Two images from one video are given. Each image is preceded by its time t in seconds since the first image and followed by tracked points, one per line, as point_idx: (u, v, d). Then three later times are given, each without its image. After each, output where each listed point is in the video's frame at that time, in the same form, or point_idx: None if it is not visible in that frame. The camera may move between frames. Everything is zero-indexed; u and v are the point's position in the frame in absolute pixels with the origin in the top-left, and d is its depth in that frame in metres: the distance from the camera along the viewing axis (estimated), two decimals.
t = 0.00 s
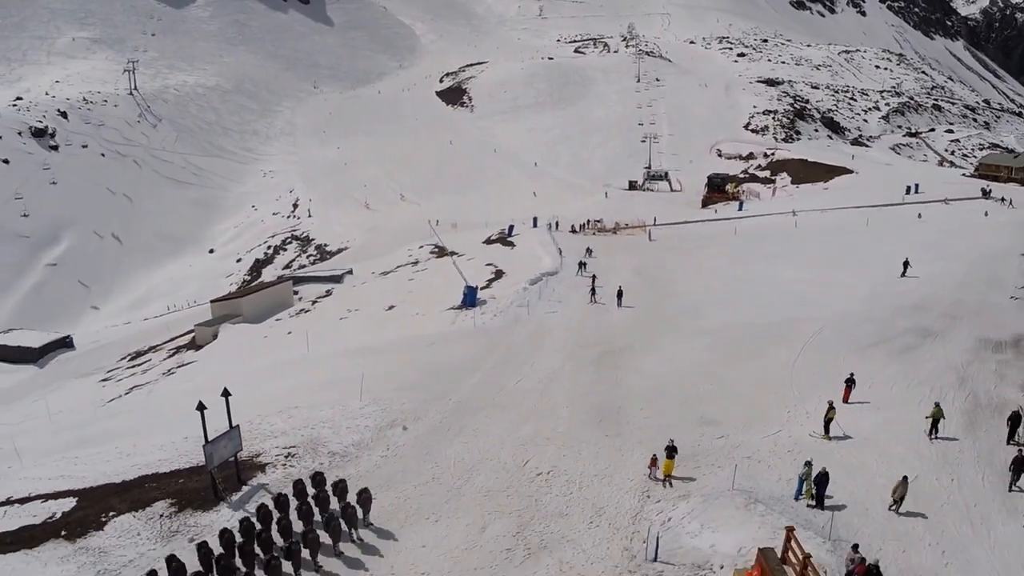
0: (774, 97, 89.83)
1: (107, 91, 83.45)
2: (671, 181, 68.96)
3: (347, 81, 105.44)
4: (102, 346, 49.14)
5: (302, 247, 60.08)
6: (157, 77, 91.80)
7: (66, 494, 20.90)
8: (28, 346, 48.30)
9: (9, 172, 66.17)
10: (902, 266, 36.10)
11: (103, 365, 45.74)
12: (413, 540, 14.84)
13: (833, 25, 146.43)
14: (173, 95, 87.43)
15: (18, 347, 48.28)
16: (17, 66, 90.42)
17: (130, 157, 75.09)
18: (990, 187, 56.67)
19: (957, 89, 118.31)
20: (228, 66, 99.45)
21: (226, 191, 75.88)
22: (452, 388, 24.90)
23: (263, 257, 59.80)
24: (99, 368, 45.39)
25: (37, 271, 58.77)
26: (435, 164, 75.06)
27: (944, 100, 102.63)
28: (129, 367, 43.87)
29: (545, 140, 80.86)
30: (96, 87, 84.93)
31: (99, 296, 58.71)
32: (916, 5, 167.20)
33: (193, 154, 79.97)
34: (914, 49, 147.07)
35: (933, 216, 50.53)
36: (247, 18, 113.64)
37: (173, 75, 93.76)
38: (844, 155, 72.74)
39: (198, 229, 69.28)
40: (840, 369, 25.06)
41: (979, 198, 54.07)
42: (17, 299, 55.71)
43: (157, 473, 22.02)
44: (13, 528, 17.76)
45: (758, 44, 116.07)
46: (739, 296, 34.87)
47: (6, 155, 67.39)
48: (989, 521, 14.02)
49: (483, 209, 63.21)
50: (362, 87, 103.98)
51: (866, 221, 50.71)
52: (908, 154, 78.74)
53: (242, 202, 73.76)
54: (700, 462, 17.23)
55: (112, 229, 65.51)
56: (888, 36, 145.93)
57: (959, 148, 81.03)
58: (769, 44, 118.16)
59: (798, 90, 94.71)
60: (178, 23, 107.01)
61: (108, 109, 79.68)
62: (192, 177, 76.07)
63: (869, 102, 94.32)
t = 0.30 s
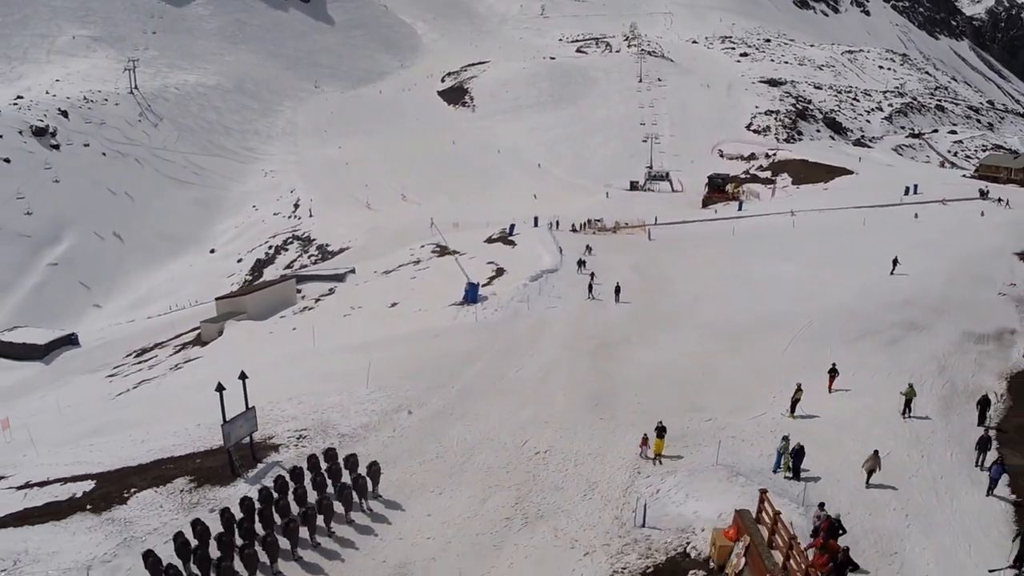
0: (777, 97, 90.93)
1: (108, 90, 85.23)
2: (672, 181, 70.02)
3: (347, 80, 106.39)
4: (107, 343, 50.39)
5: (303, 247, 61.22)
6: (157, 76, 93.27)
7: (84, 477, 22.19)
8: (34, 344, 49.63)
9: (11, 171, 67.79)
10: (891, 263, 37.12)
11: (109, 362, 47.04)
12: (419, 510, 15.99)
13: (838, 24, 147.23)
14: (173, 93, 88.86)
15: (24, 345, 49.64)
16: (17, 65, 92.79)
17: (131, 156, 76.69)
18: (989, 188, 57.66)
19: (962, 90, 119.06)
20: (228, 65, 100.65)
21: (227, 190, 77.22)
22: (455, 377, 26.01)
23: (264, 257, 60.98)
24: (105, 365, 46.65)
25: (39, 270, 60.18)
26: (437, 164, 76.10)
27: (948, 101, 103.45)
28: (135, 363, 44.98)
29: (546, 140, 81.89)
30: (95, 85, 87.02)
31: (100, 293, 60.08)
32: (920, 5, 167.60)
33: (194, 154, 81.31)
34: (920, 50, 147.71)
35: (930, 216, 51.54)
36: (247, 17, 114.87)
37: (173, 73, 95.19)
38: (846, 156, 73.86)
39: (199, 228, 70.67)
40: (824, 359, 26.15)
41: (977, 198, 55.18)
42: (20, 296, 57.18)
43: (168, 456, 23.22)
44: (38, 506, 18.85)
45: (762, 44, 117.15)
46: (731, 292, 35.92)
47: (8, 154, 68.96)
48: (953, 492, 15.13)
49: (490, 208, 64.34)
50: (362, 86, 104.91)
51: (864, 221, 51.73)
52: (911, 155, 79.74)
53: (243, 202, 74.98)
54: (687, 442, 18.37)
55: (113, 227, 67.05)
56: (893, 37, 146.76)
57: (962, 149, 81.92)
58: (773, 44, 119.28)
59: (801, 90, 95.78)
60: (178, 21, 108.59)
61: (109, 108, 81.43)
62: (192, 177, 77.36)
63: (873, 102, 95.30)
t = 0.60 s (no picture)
0: (777, 97, 92.10)
1: (108, 90, 86.65)
2: (671, 181, 71.04)
3: (347, 80, 107.39)
4: (112, 340, 51.46)
5: (304, 246, 62.33)
6: (157, 76, 94.60)
7: (99, 461, 23.25)
8: (40, 340, 50.69)
9: (14, 169, 69.11)
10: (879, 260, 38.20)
11: (114, 358, 48.12)
12: (423, 484, 17.19)
13: (840, 25, 148.35)
14: (173, 93, 90.16)
15: (30, 341, 50.68)
16: (18, 65, 94.39)
17: (132, 155, 78.02)
18: (984, 188, 58.77)
19: (963, 90, 120.04)
20: (228, 66, 101.80)
21: (227, 190, 78.40)
22: (456, 366, 27.13)
23: (265, 257, 62.15)
24: (110, 361, 47.74)
25: (43, 267, 61.53)
26: (438, 165, 77.15)
27: (948, 101, 104.45)
28: (140, 358, 46.06)
29: (546, 140, 82.97)
30: (95, 84, 88.51)
31: (102, 291, 61.36)
32: (920, 5, 168.53)
33: (194, 154, 82.52)
34: (921, 50, 148.66)
35: (923, 215, 52.65)
36: (247, 17, 115.89)
37: (173, 73, 96.51)
38: (844, 156, 74.99)
39: (200, 227, 71.91)
40: (810, 348, 27.25)
41: (972, 197, 56.33)
42: (25, 292, 58.47)
43: (178, 439, 24.28)
44: (61, 483, 19.92)
45: (762, 44, 118.41)
46: (723, 288, 37.03)
47: (10, 153, 70.28)
48: (921, 466, 16.24)
49: (492, 208, 65.47)
50: (362, 86, 105.90)
51: (860, 220, 52.83)
52: (910, 155, 80.86)
53: (243, 202, 76.12)
54: (674, 422, 19.49)
55: (115, 225, 68.32)
56: (895, 37, 147.81)
57: (962, 150, 82.93)
58: (773, 44, 120.54)
59: (801, 90, 96.90)
60: (178, 21, 109.73)
61: (109, 108, 82.86)
62: (193, 177, 78.53)
63: (873, 103, 96.41)
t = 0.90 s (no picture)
0: (774, 97, 93.35)
1: (108, 90, 88.29)
2: (667, 181, 72.01)
3: (345, 80, 108.46)
4: (117, 335, 52.54)
5: (304, 244, 63.53)
6: (156, 77, 96.09)
7: (115, 445, 24.44)
8: (47, 335, 51.71)
9: (15, 169, 70.47)
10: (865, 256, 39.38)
11: (120, 352, 49.25)
12: (425, 460, 18.48)
13: (839, 25, 149.60)
14: (172, 94, 91.57)
15: (37, 336, 51.70)
16: (19, 67, 95.89)
17: (132, 156, 79.36)
18: (976, 186, 59.97)
19: (961, 90, 121.11)
20: (227, 66, 103.00)
21: (228, 189, 79.55)
22: (454, 356, 28.29)
23: (266, 255, 63.40)
24: (116, 355, 48.87)
25: (46, 265, 62.78)
26: (437, 165, 78.26)
27: (946, 101, 105.58)
28: (146, 353, 47.18)
29: (545, 140, 84.15)
30: (94, 85, 90.03)
31: (105, 288, 62.58)
32: (920, 4, 169.70)
33: (194, 154, 83.84)
34: (921, 49, 149.69)
35: (914, 213, 53.84)
36: (245, 18, 117.03)
37: (172, 74, 97.94)
38: (839, 156, 76.20)
39: (200, 226, 72.99)
40: (793, 338, 28.40)
41: (964, 196, 57.56)
42: (28, 289, 59.71)
43: (188, 422, 25.46)
44: (83, 462, 21.09)
45: (760, 44, 119.76)
46: (713, 283, 38.23)
47: (12, 153, 71.66)
48: (890, 441, 17.41)
49: (492, 207, 66.59)
50: (361, 87, 106.95)
51: (853, 218, 54.05)
52: (907, 155, 82.04)
53: (243, 201, 77.24)
54: (659, 404, 20.66)
55: (116, 224, 69.59)
56: (894, 38, 149.03)
57: (959, 149, 84.00)
58: (771, 44, 121.88)
59: (799, 90, 98.12)
60: (177, 22, 111.12)
61: (109, 108, 84.38)
62: (193, 177, 79.79)
63: (870, 103, 97.63)
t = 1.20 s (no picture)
0: (772, 95, 94.44)
1: (111, 88, 89.81)
2: (664, 178, 72.87)
3: (346, 78, 109.46)
4: (123, 328, 53.68)
5: (306, 240, 64.68)
6: (159, 75, 97.38)
7: (130, 428, 25.62)
8: (54, 328, 52.85)
9: (20, 166, 71.85)
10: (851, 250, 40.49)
11: (127, 344, 50.42)
12: (427, 438, 19.73)
13: (839, 23, 150.57)
14: (174, 92, 92.92)
15: (44, 329, 52.85)
16: (22, 64, 97.20)
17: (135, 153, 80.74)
18: (968, 183, 61.07)
19: (959, 88, 122.15)
20: (229, 64, 104.14)
21: (230, 186, 80.71)
22: (455, 345, 29.47)
23: (268, 250, 64.59)
24: (123, 347, 50.04)
25: (52, 259, 64.00)
26: (437, 163, 79.37)
27: (944, 99, 106.64)
28: (152, 345, 48.30)
29: (544, 138, 85.27)
30: (98, 83, 91.46)
31: (109, 283, 63.75)
32: (919, 3, 170.67)
33: (196, 151, 85.13)
34: (920, 47, 150.58)
35: (906, 210, 54.99)
36: (247, 16, 118.15)
37: (175, 72, 99.18)
38: (835, 153, 77.31)
39: (203, 222, 74.12)
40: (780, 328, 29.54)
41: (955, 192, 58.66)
42: (34, 283, 60.94)
43: (199, 407, 26.66)
44: (103, 442, 22.30)
45: (759, 43, 120.87)
46: (706, 276, 39.35)
47: (16, 150, 73.07)
48: (863, 418, 18.57)
49: (493, 204, 67.64)
50: (361, 84, 107.92)
51: (846, 214, 55.19)
52: (903, 152, 83.09)
53: (245, 197, 78.42)
54: (647, 388, 21.86)
55: (120, 220, 70.87)
56: (893, 36, 150.07)
57: (955, 146, 84.97)
58: (770, 42, 122.99)
59: (797, 88, 99.25)
60: (179, 21, 112.42)
61: (112, 106, 85.84)
62: (195, 174, 81.05)
63: (868, 101, 98.76)
